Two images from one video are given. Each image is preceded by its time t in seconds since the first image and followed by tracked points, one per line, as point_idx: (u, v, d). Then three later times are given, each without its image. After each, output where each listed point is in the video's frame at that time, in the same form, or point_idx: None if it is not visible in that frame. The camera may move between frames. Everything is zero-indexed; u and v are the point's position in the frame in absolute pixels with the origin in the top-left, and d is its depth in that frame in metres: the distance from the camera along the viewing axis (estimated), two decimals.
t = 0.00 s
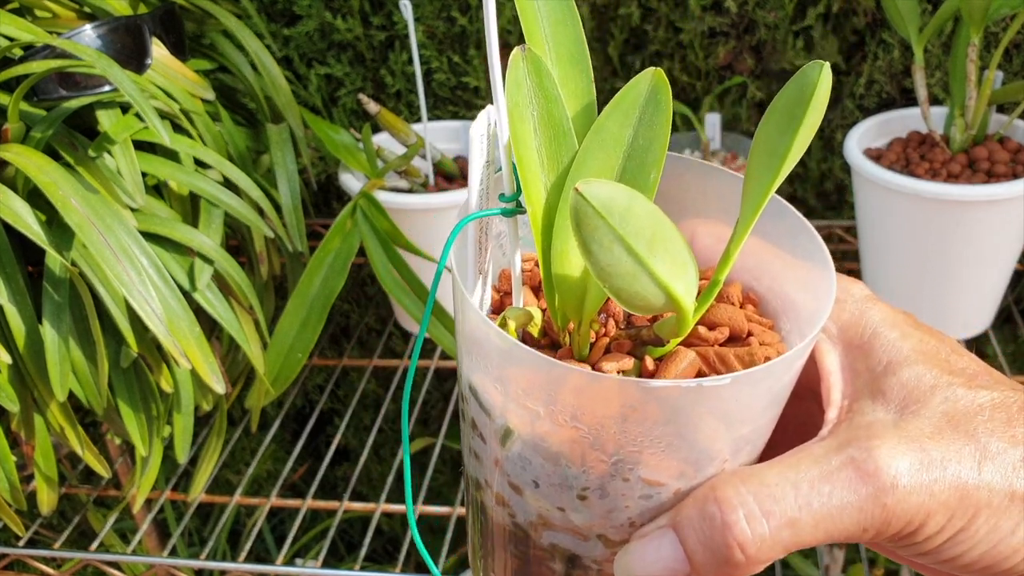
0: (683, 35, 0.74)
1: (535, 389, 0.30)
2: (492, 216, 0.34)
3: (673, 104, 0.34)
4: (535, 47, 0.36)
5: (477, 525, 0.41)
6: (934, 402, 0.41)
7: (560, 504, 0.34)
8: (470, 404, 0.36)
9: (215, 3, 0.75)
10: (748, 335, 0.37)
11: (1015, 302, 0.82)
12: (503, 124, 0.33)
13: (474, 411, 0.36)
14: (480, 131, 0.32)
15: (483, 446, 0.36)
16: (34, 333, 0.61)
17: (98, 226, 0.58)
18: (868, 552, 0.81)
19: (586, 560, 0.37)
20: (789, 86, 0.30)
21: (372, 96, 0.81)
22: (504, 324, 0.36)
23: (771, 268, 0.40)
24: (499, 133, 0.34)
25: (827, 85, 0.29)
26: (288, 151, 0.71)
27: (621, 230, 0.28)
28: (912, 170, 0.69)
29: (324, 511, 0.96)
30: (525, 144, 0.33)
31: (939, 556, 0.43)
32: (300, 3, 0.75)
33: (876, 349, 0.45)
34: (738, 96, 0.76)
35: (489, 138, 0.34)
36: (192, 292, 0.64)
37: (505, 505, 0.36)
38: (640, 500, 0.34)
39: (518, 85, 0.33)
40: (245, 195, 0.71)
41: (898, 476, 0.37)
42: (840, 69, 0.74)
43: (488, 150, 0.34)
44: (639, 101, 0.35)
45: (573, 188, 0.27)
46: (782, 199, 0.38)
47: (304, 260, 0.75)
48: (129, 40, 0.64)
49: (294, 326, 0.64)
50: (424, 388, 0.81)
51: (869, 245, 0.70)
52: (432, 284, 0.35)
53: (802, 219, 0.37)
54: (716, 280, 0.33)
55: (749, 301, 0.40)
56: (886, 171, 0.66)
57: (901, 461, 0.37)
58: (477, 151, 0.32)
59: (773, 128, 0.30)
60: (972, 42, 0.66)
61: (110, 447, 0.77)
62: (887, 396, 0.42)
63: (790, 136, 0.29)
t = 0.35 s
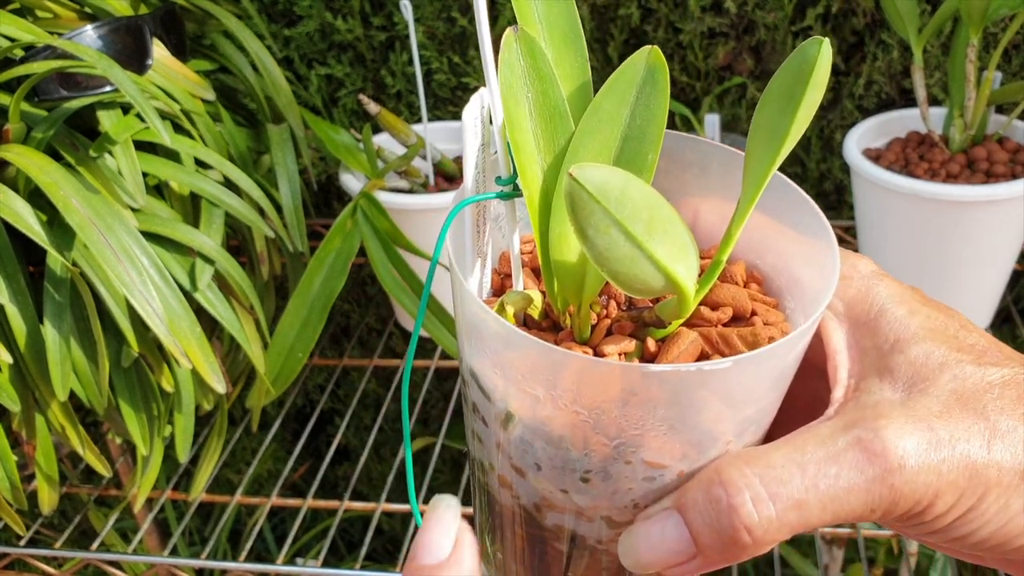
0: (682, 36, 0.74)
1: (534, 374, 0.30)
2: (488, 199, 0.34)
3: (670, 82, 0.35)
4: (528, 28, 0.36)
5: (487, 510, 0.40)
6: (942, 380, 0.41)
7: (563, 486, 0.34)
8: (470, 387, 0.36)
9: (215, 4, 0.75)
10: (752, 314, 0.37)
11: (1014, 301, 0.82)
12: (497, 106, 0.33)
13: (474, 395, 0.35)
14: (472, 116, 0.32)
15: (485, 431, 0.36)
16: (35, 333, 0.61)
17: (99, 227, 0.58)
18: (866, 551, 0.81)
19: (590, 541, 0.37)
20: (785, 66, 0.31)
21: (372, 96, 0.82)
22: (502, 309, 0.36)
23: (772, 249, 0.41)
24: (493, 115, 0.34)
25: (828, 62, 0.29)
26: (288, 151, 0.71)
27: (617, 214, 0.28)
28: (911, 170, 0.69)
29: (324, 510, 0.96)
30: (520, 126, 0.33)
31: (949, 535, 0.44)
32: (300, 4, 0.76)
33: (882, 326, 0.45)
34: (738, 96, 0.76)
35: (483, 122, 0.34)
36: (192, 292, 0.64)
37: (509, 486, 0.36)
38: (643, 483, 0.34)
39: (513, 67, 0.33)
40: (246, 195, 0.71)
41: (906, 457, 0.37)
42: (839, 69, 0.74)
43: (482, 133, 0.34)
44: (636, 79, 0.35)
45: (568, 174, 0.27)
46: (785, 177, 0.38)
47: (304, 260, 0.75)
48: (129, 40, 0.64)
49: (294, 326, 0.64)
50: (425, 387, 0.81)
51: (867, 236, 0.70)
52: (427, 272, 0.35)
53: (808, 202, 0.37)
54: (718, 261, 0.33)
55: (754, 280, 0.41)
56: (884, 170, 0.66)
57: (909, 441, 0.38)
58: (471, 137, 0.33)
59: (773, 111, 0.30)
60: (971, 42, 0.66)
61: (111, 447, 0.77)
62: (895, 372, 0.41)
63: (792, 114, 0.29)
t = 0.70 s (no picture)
0: (682, 36, 0.74)
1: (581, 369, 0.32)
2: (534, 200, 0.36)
3: (714, 85, 0.36)
4: (576, 33, 0.38)
5: (535, 500, 0.43)
6: (981, 375, 0.41)
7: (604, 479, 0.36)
8: (515, 382, 0.38)
9: (215, 3, 0.75)
10: (793, 312, 0.38)
11: (1014, 302, 0.82)
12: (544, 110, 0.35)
13: (519, 390, 0.38)
14: (523, 116, 0.33)
15: (531, 423, 0.38)
16: (35, 332, 0.61)
17: (98, 226, 0.58)
18: (867, 552, 0.81)
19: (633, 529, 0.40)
20: (834, 69, 0.32)
21: (373, 96, 0.82)
22: (548, 309, 0.37)
23: (815, 244, 0.41)
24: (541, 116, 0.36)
25: (874, 68, 0.31)
26: (288, 151, 0.71)
27: (663, 223, 0.29)
28: (911, 170, 0.69)
29: (324, 510, 0.96)
30: (567, 129, 0.35)
31: (988, 528, 0.44)
32: (300, 4, 0.76)
33: (922, 319, 0.44)
34: (738, 96, 0.77)
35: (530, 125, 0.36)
36: (192, 292, 0.64)
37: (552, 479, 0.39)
38: (684, 478, 0.36)
39: (558, 69, 0.35)
40: (245, 195, 0.71)
41: (944, 452, 0.38)
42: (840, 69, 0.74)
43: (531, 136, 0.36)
44: (681, 80, 0.36)
45: (615, 182, 0.28)
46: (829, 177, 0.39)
47: (304, 260, 0.75)
48: (129, 40, 0.64)
49: (294, 326, 0.64)
50: (426, 387, 0.81)
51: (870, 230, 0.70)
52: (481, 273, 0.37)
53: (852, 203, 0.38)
54: (761, 259, 0.35)
55: (795, 276, 0.41)
56: (884, 171, 0.66)
57: (947, 436, 0.38)
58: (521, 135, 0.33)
59: (819, 113, 0.32)
60: (972, 42, 0.66)
61: (110, 448, 0.77)
62: (934, 368, 0.41)
63: (837, 116, 0.32)
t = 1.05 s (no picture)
0: (682, 36, 0.73)
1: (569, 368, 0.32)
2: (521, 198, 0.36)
3: (701, 77, 0.36)
4: (559, 29, 0.38)
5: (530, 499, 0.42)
6: (975, 361, 0.41)
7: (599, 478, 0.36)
8: (507, 383, 0.38)
9: (215, 3, 0.75)
10: (786, 303, 0.38)
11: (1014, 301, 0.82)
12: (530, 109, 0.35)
13: (511, 390, 0.38)
14: (506, 113, 0.34)
15: (524, 423, 0.38)
16: (35, 332, 0.61)
17: (98, 227, 0.58)
18: (867, 551, 0.81)
19: (629, 528, 0.39)
20: (820, 61, 0.33)
21: (372, 96, 0.82)
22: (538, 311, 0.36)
23: (806, 237, 0.41)
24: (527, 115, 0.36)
25: (862, 58, 0.31)
26: (288, 151, 0.71)
27: (650, 221, 0.30)
28: (911, 170, 0.69)
29: (324, 510, 0.96)
30: (554, 128, 0.35)
31: (985, 516, 0.44)
32: (300, 4, 0.75)
33: (916, 307, 0.43)
34: (737, 96, 0.77)
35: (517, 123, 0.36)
36: (192, 292, 0.64)
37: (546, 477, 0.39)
38: (679, 475, 0.36)
39: (543, 66, 0.35)
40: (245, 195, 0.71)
41: (939, 442, 0.38)
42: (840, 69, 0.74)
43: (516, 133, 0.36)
44: (668, 73, 0.37)
45: (601, 183, 0.29)
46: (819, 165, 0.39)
47: (304, 260, 0.75)
48: (129, 40, 0.64)
49: (294, 326, 0.64)
50: (426, 387, 0.81)
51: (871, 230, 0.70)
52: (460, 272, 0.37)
53: (840, 188, 0.38)
54: (751, 253, 0.35)
55: (787, 267, 0.42)
56: (884, 171, 0.66)
57: (943, 426, 0.38)
58: (505, 133, 0.34)
59: (808, 105, 0.32)
60: (972, 42, 0.66)
61: (110, 447, 0.77)
62: (929, 357, 0.41)
63: (823, 108, 0.32)
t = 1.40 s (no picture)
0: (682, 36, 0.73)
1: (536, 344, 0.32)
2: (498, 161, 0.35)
3: (685, 36, 0.35)
4: None
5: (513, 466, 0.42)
6: (966, 331, 0.41)
7: (577, 450, 0.36)
8: (484, 353, 0.38)
9: (215, 3, 0.75)
10: (771, 270, 0.38)
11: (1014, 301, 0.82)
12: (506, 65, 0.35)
13: (488, 360, 0.38)
14: (482, 72, 0.33)
15: (501, 394, 0.38)
16: (35, 332, 0.61)
17: (98, 227, 0.58)
18: (867, 551, 0.81)
19: (609, 500, 0.39)
20: (811, 14, 0.31)
21: (372, 96, 0.82)
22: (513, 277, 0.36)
23: (792, 201, 0.42)
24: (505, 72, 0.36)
25: (850, 14, 0.31)
26: (288, 151, 0.71)
27: (627, 182, 0.28)
28: (911, 171, 0.69)
29: (324, 510, 0.96)
30: (530, 84, 0.34)
31: (973, 489, 0.44)
32: (300, 4, 0.75)
33: (906, 272, 0.44)
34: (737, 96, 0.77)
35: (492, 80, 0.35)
36: (192, 292, 0.64)
37: (524, 447, 0.39)
38: (658, 446, 0.35)
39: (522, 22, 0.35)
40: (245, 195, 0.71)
41: (926, 412, 0.38)
42: (839, 70, 0.74)
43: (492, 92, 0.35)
44: (651, 31, 0.36)
45: (574, 143, 0.28)
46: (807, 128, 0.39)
47: (305, 260, 0.75)
48: (129, 40, 0.64)
49: (297, 323, 0.64)
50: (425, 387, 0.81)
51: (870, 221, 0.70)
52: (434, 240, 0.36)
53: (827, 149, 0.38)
54: (737, 215, 0.35)
55: (774, 231, 0.42)
56: (885, 171, 0.66)
57: (929, 397, 0.38)
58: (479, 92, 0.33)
59: (794, 65, 0.32)
60: (971, 43, 0.66)
61: (110, 447, 0.77)
62: (918, 324, 0.41)
63: (811, 66, 0.31)
